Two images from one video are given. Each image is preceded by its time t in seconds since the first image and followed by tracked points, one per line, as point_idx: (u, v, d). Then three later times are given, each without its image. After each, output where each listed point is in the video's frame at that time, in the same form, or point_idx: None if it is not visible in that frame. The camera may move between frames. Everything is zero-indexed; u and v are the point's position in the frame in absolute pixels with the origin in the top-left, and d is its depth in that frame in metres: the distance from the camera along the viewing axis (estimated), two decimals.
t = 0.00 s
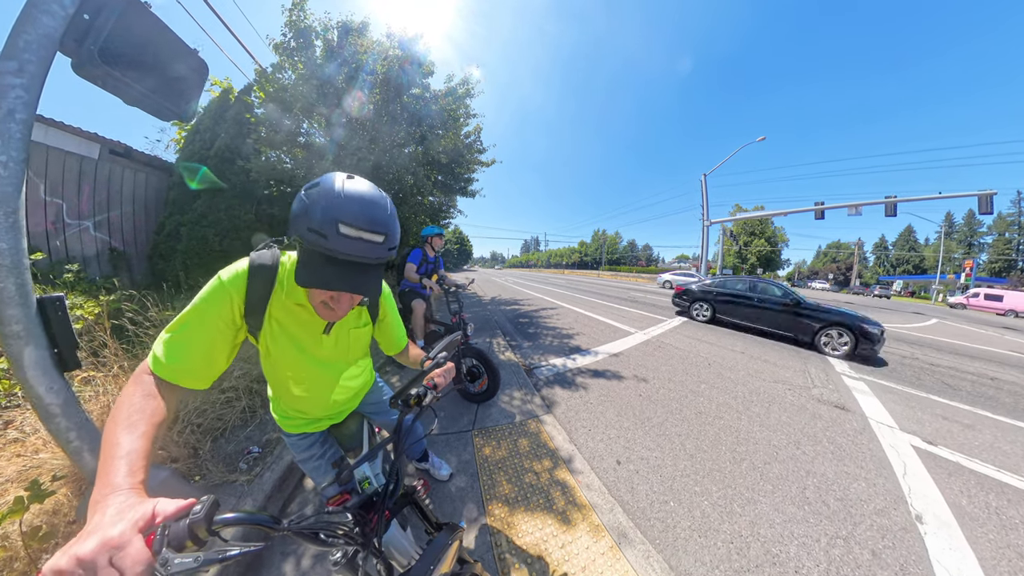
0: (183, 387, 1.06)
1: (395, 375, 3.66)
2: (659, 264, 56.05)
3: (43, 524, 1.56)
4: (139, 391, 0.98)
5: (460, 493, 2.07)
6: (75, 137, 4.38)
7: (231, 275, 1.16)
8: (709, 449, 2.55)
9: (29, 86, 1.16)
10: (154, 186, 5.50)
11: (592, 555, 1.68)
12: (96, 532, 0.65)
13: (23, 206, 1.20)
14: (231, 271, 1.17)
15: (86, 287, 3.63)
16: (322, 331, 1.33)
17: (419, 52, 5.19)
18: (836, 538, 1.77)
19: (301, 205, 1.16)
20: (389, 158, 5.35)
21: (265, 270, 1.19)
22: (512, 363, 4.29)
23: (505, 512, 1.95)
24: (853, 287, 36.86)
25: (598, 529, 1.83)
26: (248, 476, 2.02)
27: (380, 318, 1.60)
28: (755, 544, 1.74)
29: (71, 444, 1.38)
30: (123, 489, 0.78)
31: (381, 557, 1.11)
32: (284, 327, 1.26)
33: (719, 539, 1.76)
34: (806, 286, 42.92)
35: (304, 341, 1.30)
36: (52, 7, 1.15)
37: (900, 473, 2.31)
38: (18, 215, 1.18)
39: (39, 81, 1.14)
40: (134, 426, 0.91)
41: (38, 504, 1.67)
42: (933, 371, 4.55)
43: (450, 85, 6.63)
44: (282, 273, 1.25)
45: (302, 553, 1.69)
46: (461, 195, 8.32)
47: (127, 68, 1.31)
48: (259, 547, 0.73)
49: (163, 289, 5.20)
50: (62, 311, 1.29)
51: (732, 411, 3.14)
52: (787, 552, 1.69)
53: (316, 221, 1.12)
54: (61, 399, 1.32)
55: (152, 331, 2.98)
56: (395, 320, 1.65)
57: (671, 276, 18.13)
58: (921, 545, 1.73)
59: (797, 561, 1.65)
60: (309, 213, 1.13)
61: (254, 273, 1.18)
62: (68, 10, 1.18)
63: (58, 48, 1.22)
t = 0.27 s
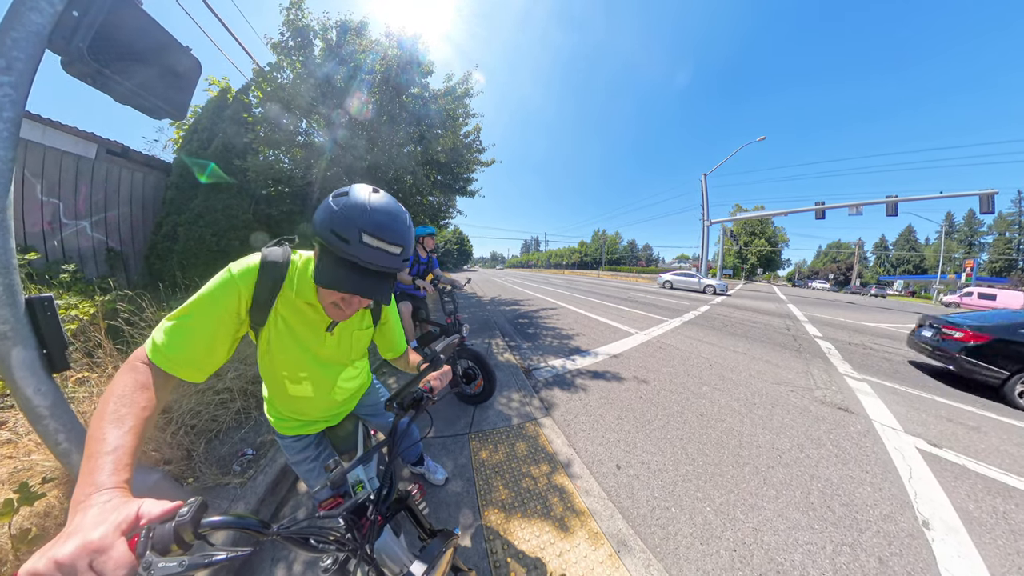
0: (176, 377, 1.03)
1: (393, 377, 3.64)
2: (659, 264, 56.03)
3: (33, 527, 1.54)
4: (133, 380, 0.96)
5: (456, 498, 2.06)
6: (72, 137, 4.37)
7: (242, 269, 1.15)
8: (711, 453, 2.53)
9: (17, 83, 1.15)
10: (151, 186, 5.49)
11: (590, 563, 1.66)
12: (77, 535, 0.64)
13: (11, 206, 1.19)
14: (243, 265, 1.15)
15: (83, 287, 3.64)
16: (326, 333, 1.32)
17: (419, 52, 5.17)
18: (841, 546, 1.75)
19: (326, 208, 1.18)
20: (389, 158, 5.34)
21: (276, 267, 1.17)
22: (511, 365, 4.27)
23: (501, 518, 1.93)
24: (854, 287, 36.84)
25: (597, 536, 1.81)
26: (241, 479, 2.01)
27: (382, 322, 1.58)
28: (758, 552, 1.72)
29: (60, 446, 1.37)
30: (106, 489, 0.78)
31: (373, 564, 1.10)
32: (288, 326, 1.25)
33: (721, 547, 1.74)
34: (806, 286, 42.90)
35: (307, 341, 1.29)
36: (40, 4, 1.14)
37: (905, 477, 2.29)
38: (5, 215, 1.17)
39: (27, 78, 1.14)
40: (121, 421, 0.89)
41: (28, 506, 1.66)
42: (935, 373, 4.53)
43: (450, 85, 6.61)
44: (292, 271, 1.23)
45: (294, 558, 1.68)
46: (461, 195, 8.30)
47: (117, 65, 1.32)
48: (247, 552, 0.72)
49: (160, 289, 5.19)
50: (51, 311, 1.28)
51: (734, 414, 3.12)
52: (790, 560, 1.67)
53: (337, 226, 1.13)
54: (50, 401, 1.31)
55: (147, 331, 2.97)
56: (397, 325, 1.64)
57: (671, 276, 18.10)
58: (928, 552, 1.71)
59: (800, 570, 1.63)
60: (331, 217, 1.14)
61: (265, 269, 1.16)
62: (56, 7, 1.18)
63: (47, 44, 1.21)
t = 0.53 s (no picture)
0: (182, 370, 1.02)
1: (392, 377, 3.64)
2: (659, 264, 56.02)
3: (32, 528, 1.54)
4: (142, 370, 0.96)
5: (456, 499, 2.06)
6: (72, 137, 4.37)
7: (257, 266, 1.18)
8: (713, 453, 2.53)
9: (15, 83, 1.15)
10: (151, 186, 5.49)
11: (591, 564, 1.66)
12: (77, 536, 0.64)
13: (10, 206, 1.19)
14: (258, 262, 1.19)
15: (82, 288, 3.63)
16: (334, 332, 1.32)
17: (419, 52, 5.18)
18: (843, 546, 1.75)
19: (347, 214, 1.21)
20: (389, 158, 5.34)
21: (291, 265, 1.21)
22: (511, 365, 4.27)
23: (502, 519, 1.93)
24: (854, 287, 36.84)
25: (598, 537, 1.81)
26: (241, 480, 2.00)
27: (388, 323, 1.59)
28: (759, 553, 1.71)
29: (58, 447, 1.37)
30: (106, 486, 0.78)
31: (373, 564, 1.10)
32: (298, 323, 1.26)
33: (723, 548, 1.74)
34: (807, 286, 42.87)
35: (316, 339, 1.29)
36: (39, 2, 1.14)
37: (907, 477, 2.29)
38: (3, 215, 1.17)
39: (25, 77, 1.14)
40: (124, 416, 0.88)
41: (27, 507, 1.66)
42: (936, 373, 4.52)
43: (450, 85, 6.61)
44: (305, 270, 1.27)
45: (294, 559, 1.68)
46: (461, 195, 8.30)
47: (117, 64, 1.32)
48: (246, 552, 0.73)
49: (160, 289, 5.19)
50: (49, 311, 1.27)
51: (735, 414, 3.11)
52: (792, 561, 1.67)
53: (356, 231, 1.15)
54: (48, 401, 1.31)
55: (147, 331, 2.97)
56: (402, 327, 1.64)
57: (671, 275, 18.09)
58: (930, 553, 1.71)
59: (802, 570, 1.63)
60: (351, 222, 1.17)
61: (279, 267, 1.20)
62: (56, 7, 1.19)
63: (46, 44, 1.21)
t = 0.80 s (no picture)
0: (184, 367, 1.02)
1: (393, 377, 3.64)
2: (659, 264, 56.04)
3: (33, 529, 1.54)
4: (145, 369, 0.96)
5: (459, 499, 2.06)
6: (73, 137, 4.38)
7: (264, 266, 1.18)
8: (713, 452, 2.54)
9: (17, 82, 1.16)
10: (151, 187, 5.49)
11: (594, 563, 1.66)
12: (83, 536, 0.65)
13: (12, 207, 1.19)
14: (265, 262, 1.19)
15: (83, 288, 3.63)
16: (338, 331, 1.33)
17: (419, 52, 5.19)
18: (843, 544, 1.76)
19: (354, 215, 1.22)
20: (389, 158, 5.35)
21: (297, 265, 1.22)
22: (512, 365, 4.28)
23: (504, 518, 1.93)
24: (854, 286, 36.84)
25: (600, 535, 1.82)
26: (242, 480, 2.01)
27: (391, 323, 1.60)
28: (760, 551, 1.72)
29: (60, 448, 1.37)
30: (110, 485, 0.79)
31: (375, 562, 1.11)
32: (303, 322, 1.26)
33: (724, 545, 1.75)
34: (807, 286, 42.85)
35: (320, 339, 1.29)
36: (41, 1, 1.15)
37: (907, 475, 2.30)
38: (6, 215, 1.18)
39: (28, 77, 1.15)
40: (129, 415, 0.88)
41: (29, 508, 1.66)
42: (937, 372, 4.52)
43: (450, 85, 6.63)
44: (311, 270, 1.27)
45: (296, 559, 1.67)
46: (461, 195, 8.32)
47: (118, 63, 1.32)
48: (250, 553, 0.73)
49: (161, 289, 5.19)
50: (50, 311, 1.28)
51: (736, 414, 3.12)
52: (793, 559, 1.67)
53: (363, 232, 1.16)
54: (49, 402, 1.31)
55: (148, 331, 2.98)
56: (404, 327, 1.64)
57: (671, 275, 18.11)
58: (930, 551, 1.71)
59: (803, 568, 1.63)
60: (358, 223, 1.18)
61: (285, 267, 1.21)
62: (58, 6, 1.20)
63: (49, 44, 1.22)
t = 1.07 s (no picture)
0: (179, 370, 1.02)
1: (393, 377, 3.64)
2: (659, 264, 56.04)
3: (34, 529, 1.55)
4: (143, 373, 0.96)
5: (460, 499, 2.06)
6: (74, 137, 4.38)
7: (256, 265, 1.18)
8: (714, 452, 2.54)
9: (18, 82, 1.16)
10: (152, 187, 5.50)
11: (595, 562, 1.67)
12: (86, 534, 0.65)
13: (12, 207, 1.19)
14: (256, 260, 1.19)
15: (84, 288, 3.63)
16: (336, 324, 1.34)
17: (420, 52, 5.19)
18: (843, 543, 1.76)
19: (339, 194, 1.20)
20: (390, 158, 5.36)
21: (290, 261, 1.21)
22: (513, 365, 4.28)
23: (506, 518, 1.93)
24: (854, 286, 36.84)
25: (601, 535, 1.82)
26: (244, 480, 2.01)
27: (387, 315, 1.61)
28: (761, 550, 1.72)
29: (61, 448, 1.37)
30: (112, 483, 0.79)
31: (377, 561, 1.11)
32: (299, 319, 1.26)
33: (725, 544, 1.75)
34: (807, 286, 42.85)
35: (318, 334, 1.30)
36: (42, 0, 1.16)
37: (907, 475, 2.30)
38: (7, 214, 1.18)
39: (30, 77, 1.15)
40: (130, 415, 0.89)
41: (30, 509, 1.66)
42: (937, 371, 4.52)
43: (451, 85, 6.64)
44: (304, 265, 1.27)
45: (298, 560, 1.67)
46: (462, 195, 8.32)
47: (118, 61, 1.31)
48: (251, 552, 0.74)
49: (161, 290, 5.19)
50: (51, 311, 1.28)
51: (736, 414, 3.12)
52: (793, 557, 1.68)
53: (356, 207, 1.16)
54: (50, 402, 1.31)
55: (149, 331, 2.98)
56: (402, 318, 1.65)
57: (671, 275, 18.11)
58: (930, 550, 1.72)
59: (803, 566, 1.63)
60: (347, 201, 1.17)
61: (278, 263, 1.20)
62: (60, 5, 1.20)
63: (50, 44, 1.23)
